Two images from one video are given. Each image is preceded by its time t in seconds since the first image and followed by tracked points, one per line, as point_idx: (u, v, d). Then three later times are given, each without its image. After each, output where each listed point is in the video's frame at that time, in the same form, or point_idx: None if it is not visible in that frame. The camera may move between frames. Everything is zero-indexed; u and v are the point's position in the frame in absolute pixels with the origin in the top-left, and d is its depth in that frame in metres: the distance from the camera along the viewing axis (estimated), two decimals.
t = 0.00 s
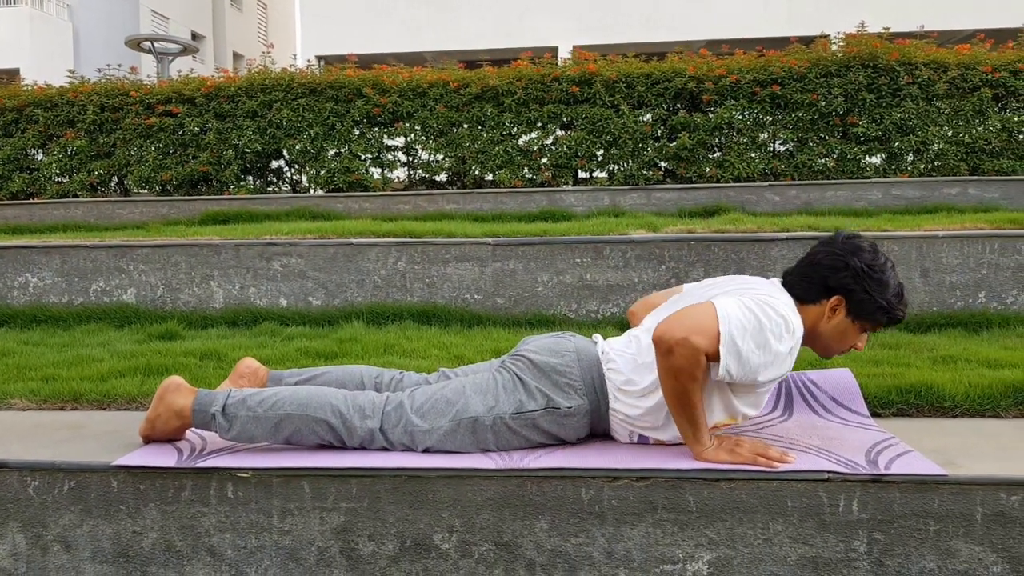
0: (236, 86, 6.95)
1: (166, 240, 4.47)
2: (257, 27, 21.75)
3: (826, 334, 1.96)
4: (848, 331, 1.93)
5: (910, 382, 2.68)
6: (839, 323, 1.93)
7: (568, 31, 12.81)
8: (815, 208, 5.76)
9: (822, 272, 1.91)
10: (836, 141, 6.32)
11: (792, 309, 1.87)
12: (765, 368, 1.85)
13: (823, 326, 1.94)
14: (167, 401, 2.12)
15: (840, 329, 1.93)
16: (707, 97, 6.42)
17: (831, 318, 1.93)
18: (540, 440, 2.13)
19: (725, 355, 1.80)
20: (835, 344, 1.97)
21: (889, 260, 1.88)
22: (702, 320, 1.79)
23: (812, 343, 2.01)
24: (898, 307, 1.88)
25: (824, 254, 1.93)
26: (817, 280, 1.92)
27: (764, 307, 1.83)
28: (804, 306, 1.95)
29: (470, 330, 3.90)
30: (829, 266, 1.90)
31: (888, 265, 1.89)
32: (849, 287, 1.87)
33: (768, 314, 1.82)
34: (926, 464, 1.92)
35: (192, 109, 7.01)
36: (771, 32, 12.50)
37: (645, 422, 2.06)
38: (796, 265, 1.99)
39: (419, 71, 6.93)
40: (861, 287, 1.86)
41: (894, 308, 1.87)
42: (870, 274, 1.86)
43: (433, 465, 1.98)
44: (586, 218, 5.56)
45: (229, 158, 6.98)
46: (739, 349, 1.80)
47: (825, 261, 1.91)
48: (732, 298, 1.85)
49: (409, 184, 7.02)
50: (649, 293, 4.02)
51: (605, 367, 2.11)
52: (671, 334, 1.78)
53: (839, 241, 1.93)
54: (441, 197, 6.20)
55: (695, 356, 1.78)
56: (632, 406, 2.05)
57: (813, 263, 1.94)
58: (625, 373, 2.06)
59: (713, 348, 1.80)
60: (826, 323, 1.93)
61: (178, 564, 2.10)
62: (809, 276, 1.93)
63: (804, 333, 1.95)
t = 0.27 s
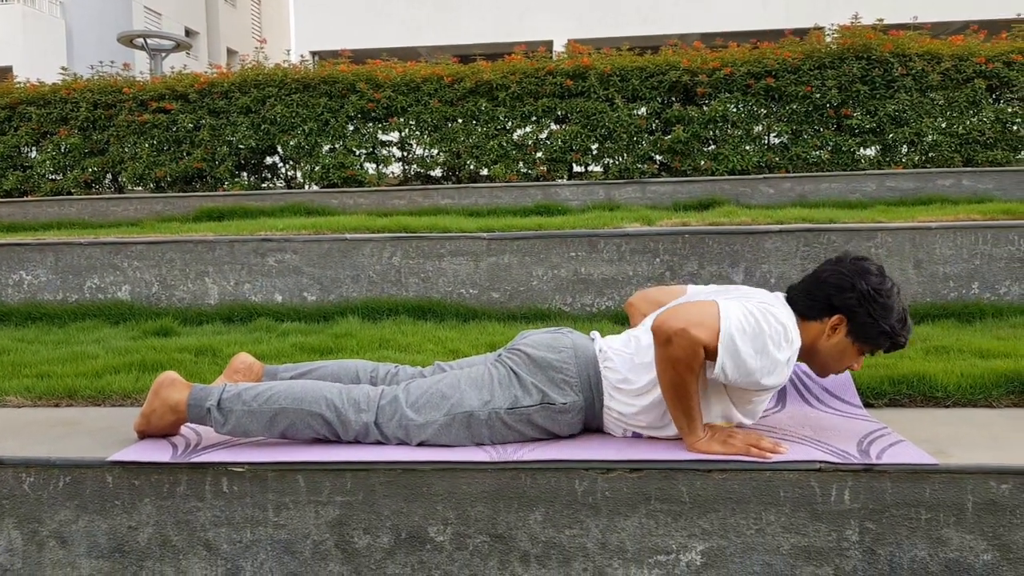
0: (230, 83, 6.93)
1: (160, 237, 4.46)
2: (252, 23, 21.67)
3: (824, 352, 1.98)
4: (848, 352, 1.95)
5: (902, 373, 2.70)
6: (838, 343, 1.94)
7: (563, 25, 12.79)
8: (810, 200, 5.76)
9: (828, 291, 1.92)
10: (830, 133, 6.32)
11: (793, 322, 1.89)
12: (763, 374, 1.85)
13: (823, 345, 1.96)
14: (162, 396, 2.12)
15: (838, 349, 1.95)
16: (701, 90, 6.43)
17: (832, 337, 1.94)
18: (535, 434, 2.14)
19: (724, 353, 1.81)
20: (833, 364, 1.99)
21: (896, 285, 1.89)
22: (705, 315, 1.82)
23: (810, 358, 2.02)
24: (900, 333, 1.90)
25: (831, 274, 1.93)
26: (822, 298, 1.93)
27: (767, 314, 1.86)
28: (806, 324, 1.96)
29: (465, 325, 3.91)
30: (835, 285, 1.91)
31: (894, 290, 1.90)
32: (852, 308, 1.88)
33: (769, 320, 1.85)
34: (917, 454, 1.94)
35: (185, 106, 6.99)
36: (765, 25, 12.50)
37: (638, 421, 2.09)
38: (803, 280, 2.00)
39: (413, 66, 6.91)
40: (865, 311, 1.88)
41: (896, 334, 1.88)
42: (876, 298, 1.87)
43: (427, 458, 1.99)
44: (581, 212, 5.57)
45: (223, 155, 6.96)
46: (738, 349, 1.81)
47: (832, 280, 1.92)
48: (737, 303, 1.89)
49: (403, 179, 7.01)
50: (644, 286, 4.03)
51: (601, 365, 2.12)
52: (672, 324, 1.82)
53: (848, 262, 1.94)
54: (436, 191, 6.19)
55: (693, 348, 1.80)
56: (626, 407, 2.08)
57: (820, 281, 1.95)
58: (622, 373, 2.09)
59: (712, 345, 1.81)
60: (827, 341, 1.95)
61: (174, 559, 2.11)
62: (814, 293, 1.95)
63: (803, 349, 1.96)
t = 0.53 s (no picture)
0: (227, 76, 6.91)
1: (155, 230, 4.45)
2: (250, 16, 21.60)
3: (819, 370, 1.99)
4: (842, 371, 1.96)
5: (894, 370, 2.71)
6: (833, 363, 1.95)
7: (561, 21, 12.77)
8: (805, 198, 5.77)
9: (827, 310, 1.93)
10: (826, 131, 6.33)
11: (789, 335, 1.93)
12: (756, 380, 1.88)
13: (819, 362, 1.97)
14: (156, 388, 2.12)
15: (832, 368, 1.96)
16: (698, 88, 6.43)
17: (828, 355, 1.95)
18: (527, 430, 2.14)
19: (721, 352, 1.84)
20: (826, 381, 2.00)
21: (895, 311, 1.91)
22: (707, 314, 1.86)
23: (802, 375, 2.04)
24: (895, 359, 1.92)
25: (833, 293, 1.94)
26: (821, 316, 1.94)
27: (766, 323, 1.90)
28: (803, 340, 1.97)
29: (460, 320, 3.91)
30: (836, 305, 1.92)
31: (893, 316, 1.91)
32: (851, 330, 1.89)
33: (768, 328, 1.89)
34: (907, 451, 1.95)
35: (182, 99, 6.96)
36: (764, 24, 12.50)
37: (627, 421, 2.09)
38: (803, 297, 2.01)
39: (410, 61, 6.90)
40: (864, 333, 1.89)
41: (891, 358, 1.90)
42: (875, 321, 1.88)
43: (419, 452, 1.99)
44: (577, 209, 5.57)
45: (220, 148, 6.94)
46: (736, 351, 1.84)
47: (832, 300, 1.93)
48: (740, 309, 1.92)
49: (400, 174, 7.01)
50: (639, 283, 4.04)
51: (596, 362, 2.13)
52: (675, 316, 1.85)
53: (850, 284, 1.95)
54: (432, 187, 6.19)
55: (694, 343, 1.83)
56: (618, 406, 2.09)
57: (821, 300, 1.95)
58: (616, 371, 2.10)
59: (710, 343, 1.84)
60: (823, 359, 1.96)
61: (166, 551, 2.11)
62: (814, 312, 1.95)
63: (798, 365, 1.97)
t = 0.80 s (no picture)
0: (220, 75, 6.89)
1: (148, 229, 4.44)
2: (243, 15, 21.53)
3: (816, 382, 2.00)
4: (839, 383, 1.97)
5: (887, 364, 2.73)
6: (829, 374, 1.97)
7: (554, 18, 12.76)
8: (798, 193, 5.79)
9: (825, 322, 1.95)
10: (819, 126, 6.35)
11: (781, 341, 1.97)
12: (744, 379, 1.91)
13: (816, 374, 1.98)
14: (153, 384, 2.11)
15: (829, 379, 1.97)
16: (690, 84, 6.43)
17: (825, 367, 1.96)
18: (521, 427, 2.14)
19: (714, 347, 1.86)
20: (823, 393, 2.01)
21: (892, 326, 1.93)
22: (703, 310, 1.88)
23: (799, 387, 2.05)
24: (893, 373, 1.93)
25: (831, 305, 1.97)
26: (819, 329, 1.96)
27: (761, 326, 1.94)
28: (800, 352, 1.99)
29: (454, 317, 3.91)
30: (834, 318, 1.94)
31: (890, 330, 1.93)
32: (849, 342, 1.91)
33: (762, 331, 1.92)
34: (898, 443, 1.96)
35: (174, 98, 6.94)
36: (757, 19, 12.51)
37: (620, 419, 2.11)
38: (802, 310, 2.03)
39: (402, 58, 6.89)
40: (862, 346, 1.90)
41: (889, 372, 1.91)
42: (873, 335, 1.90)
43: (412, 449, 1.99)
44: (570, 205, 5.57)
45: (213, 147, 6.92)
46: (728, 348, 1.87)
47: (831, 313, 1.95)
48: (736, 310, 1.95)
49: (394, 172, 7.00)
50: (632, 279, 4.05)
51: (592, 359, 2.14)
52: (672, 307, 1.86)
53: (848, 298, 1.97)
54: (426, 184, 6.18)
55: (689, 334, 1.84)
56: (612, 403, 2.10)
57: (819, 313, 1.97)
58: (612, 369, 2.11)
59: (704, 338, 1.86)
60: (820, 370, 1.97)
61: (159, 550, 2.11)
62: (812, 324, 1.97)
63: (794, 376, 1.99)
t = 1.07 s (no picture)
0: (213, 70, 6.85)
1: (141, 226, 4.42)
2: (237, 10, 21.43)
3: (809, 383, 2.03)
4: (832, 384, 2.00)
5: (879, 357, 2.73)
6: (823, 376, 1.99)
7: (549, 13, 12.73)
8: (792, 188, 5.80)
9: (818, 324, 1.95)
10: (813, 121, 6.35)
11: (777, 342, 1.98)
12: (741, 377, 1.91)
13: (809, 376, 2.01)
14: (146, 381, 2.10)
15: (822, 381, 2.01)
16: (684, 79, 6.43)
17: (819, 369, 1.99)
18: (515, 422, 2.14)
19: (714, 344, 1.86)
20: (816, 392, 2.05)
21: (885, 327, 1.94)
22: (705, 306, 1.88)
23: (794, 387, 2.08)
24: (888, 374, 1.94)
25: (823, 308, 1.97)
26: (813, 331, 1.96)
27: (759, 327, 1.94)
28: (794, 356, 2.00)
29: (448, 313, 3.91)
30: (827, 321, 1.94)
31: (882, 331, 1.94)
32: (841, 345, 1.92)
33: (761, 331, 1.93)
34: (889, 437, 1.97)
35: (168, 94, 6.90)
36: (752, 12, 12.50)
37: (614, 413, 2.10)
38: (794, 312, 2.03)
39: (396, 54, 6.86)
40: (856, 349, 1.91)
41: (883, 373, 1.92)
42: (867, 337, 1.90)
43: (406, 444, 1.99)
44: (565, 201, 5.57)
45: (206, 143, 6.90)
46: (728, 346, 1.87)
47: (823, 316, 1.96)
48: (735, 308, 1.95)
49: (388, 168, 6.99)
50: (626, 274, 4.05)
51: (586, 353, 2.14)
52: (676, 301, 1.85)
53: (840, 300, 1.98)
54: (421, 179, 6.17)
55: (690, 329, 1.84)
56: (605, 398, 2.10)
57: (811, 316, 1.98)
58: (606, 364, 2.11)
59: (704, 334, 1.86)
60: (813, 373, 2.00)
61: (153, 546, 2.10)
62: (806, 327, 1.98)
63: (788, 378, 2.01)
